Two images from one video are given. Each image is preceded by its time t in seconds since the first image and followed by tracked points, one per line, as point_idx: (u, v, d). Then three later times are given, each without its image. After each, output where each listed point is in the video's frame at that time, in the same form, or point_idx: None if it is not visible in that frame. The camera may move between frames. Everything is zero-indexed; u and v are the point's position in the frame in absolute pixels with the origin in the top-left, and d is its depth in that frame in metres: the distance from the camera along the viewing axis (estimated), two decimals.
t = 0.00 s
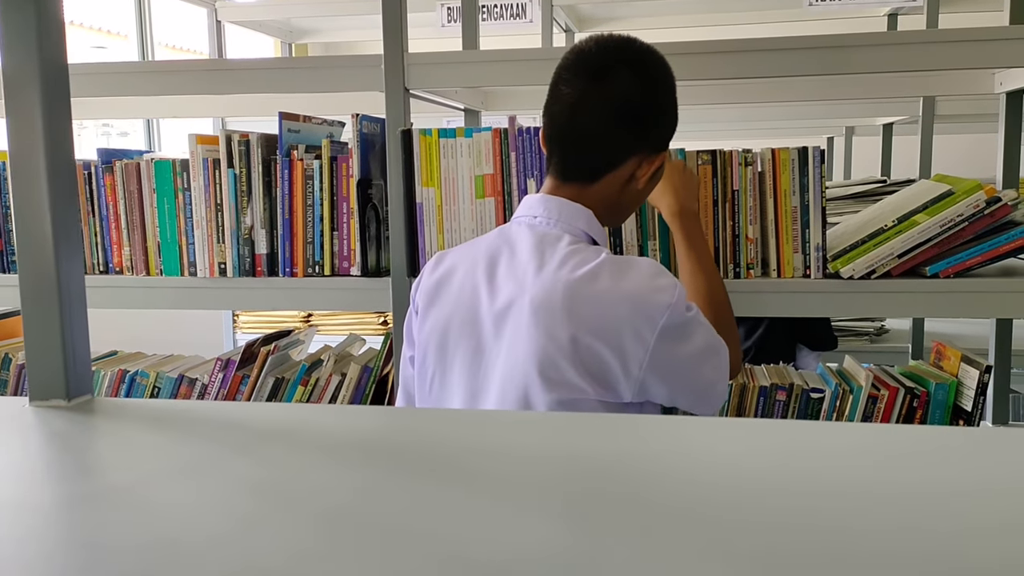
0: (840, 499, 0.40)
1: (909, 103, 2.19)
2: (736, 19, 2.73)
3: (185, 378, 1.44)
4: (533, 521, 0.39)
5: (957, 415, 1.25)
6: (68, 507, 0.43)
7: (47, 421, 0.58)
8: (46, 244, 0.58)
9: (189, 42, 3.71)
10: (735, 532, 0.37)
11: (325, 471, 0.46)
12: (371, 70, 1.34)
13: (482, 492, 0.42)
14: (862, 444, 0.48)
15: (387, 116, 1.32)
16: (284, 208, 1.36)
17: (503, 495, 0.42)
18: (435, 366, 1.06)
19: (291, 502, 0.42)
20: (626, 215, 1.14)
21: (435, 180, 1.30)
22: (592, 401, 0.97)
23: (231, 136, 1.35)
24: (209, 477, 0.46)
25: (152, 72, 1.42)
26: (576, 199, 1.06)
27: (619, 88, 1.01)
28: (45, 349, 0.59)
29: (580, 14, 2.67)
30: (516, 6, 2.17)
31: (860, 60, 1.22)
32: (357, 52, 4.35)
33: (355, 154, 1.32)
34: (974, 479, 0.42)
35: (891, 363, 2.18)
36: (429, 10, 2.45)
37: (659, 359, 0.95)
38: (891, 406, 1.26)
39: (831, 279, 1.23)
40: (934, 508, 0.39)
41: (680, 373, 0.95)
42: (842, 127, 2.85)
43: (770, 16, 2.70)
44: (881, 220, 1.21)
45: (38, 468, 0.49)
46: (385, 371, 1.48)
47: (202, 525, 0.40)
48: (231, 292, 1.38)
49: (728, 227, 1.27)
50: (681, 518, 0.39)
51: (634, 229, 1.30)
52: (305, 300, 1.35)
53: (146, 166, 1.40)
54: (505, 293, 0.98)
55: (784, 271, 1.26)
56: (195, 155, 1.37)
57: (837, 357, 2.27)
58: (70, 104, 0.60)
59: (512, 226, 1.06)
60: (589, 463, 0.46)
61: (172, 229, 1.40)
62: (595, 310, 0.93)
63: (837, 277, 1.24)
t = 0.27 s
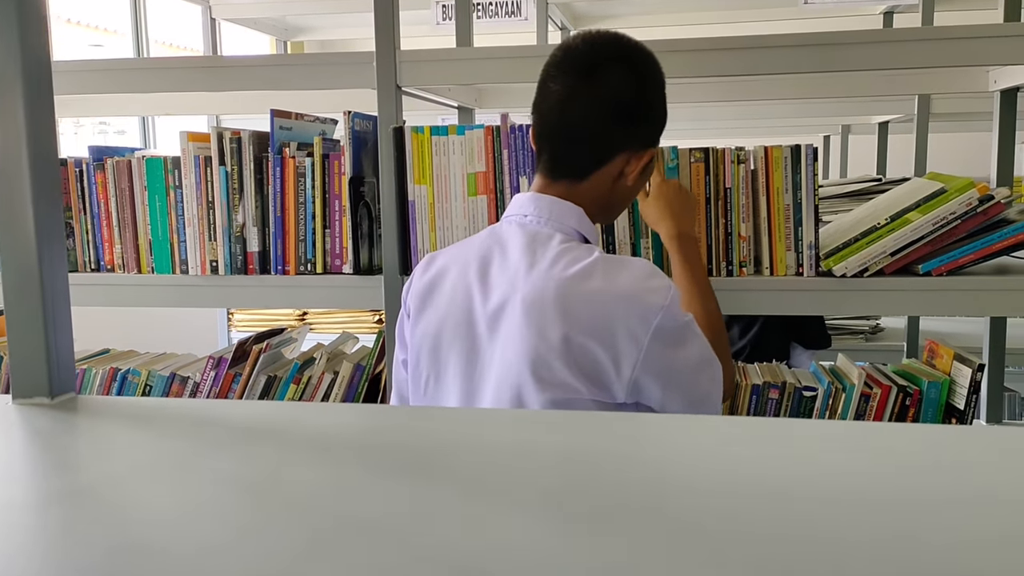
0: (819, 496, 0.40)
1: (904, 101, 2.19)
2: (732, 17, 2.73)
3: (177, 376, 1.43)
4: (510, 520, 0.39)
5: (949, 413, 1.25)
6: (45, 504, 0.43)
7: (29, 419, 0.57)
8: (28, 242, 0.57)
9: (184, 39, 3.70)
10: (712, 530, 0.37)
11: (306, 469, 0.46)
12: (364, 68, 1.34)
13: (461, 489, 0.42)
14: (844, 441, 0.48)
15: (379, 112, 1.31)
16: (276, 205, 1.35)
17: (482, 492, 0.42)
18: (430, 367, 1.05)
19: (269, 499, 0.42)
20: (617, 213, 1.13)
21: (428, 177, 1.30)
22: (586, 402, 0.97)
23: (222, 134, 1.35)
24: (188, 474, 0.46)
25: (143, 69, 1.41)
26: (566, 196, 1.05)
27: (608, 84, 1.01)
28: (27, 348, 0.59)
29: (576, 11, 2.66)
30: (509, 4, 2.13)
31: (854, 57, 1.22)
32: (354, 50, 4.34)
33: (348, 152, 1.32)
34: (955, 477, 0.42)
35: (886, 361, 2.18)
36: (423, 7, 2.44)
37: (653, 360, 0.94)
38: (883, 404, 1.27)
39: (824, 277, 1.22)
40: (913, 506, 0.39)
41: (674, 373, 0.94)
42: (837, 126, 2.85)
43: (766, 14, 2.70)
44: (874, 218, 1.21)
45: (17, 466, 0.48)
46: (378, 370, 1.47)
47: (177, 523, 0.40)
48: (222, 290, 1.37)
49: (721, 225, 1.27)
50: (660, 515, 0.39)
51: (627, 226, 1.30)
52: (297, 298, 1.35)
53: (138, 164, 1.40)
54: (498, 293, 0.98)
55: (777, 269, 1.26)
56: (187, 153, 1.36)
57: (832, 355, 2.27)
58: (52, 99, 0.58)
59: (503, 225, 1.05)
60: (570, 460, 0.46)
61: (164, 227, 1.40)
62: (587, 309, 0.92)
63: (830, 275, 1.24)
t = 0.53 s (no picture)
0: (808, 496, 0.40)
1: (904, 100, 2.19)
2: (732, 16, 2.73)
3: (173, 375, 1.43)
4: (496, 519, 0.39)
5: (948, 412, 1.25)
6: (32, 500, 0.43)
7: (21, 417, 0.57)
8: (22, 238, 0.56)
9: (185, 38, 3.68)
10: (698, 529, 0.37)
11: (297, 468, 0.46)
12: (361, 66, 1.33)
13: (448, 488, 0.42)
14: (837, 440, 0.47)
15: (376, 112, 1.32)
16: (273, 203, 1.35)
17: (469, 491, 0.41)
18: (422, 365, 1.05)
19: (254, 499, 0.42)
20: (613, 212, 1.13)
21: (425, 175, 1.30)
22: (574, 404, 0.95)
23: (219, 132, 1.34)
24: (174, 471, 0.46)
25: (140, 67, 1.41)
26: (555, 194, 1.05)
27: (595, 83, 1.00)
28: (20, 345, 0.58)
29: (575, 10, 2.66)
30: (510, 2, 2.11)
31: (852, 55, 1.21)
32: (353, 48, 4.34)
33: (345, 150, 1.32)
34: (947, 477, 0.42)
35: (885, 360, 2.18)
36: (423, 6, 2.44)
37: (641, 363, 0.91)
38: (881, 403, 1.26)
39: (822, 276, 1.22)
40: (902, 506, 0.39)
41: (660, 378, 0.91)
42: (838, 124, 2.84)
43: (767, 13, 2.69)
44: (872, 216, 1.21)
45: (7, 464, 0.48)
46: (375, 368, 1.46)
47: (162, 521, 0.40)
48: (220, 288, 1.37)
49: (718, 223, 1.27)
50: (647, 515, 0.38)
51: (625, 224, 1.28)
52: (294, 296, 1.34)
53: (135, 162, 1.40)
54: (490, 290, 0.98)
55: (775, 267, 1.25)
56: (184, 151, 1.36)
57: (831, 354, 2.26)
58: (46, 93, 0.58)
59: (498, 225, 1.05)
60: (561, 458, 0.45)
61: (161, 225, 1.39)
62: (575, 307, 0.91)
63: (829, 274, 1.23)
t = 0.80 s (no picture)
0: (798, 495, 0.40)
1: (900, 100, 2.19)
2: (729, 16, 2.73)
3: (170, 374, 1.43)
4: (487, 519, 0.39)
5: (943, 411, 1.25)
6: (29, 499, 0.43)
7: (17, 415, 0.57)
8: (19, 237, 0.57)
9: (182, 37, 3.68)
10: (687, 528, 0.37)
11: (291, 467, 0.46)
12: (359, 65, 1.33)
13: (440, 487, 0.42)
14: (829, 440, 0.47)
15: (373, 110, 1.32)
16: (270, 203, 1.35)
17: (460, 490, 0.42)
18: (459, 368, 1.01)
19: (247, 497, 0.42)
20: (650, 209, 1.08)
21: (422, 175, 1.30)
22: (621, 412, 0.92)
23: (217, 131, 1.34)
24: (170, 469, 0.46)
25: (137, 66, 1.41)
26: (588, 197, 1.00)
27: (622, 82, 0.96)
28: (17, 344, 0.58)
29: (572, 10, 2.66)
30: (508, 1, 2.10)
31: (848, 56, 1.21)
32: (351, 48, 4.34)
33: (342, 149, 1.32)
34: (937, 477, 0.42)
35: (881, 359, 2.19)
36: (421, 5, 2.44)
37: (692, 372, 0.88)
38: (877, 403, 1.27)
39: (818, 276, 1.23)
40: (891, 506, 0.39)
41: (710, 388, 0.88)
42: (835, 125, 2.85)
43: (764, 13, 2.70)
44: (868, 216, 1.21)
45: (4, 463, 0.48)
46: (372, 367, 1.47)
47: (152, 521, 0.40)
48: (217, 287, 1.37)
49: (716, 223, 1.27)
50: (637, 514, 0.39)
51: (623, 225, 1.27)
52: (291, 295, 1.35)
53: (132, 161, 1.40)
54: (534, 293, 0.94)
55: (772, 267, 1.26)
56: (181, 150, 1.36)
57: (828, 354, 2.27)
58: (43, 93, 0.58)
59: (534, 224, 1.01)
60: (554, 457, 0.46)
61: (158, 224, 1.39)
62: (625, 313, 0.88)
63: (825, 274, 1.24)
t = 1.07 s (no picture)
0: (768, 492, 0.40)
1: (889, 99, 2.20)
2: (720, 13, 2.73)
3: (157, 370, 1.43)
4: (461, 519, 0.39)
5: (927, 409, 1.26)
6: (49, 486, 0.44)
7: None
8: None
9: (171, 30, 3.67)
10: (661, 529, 0.37)
11: (265, 461, 0.46)
12: (347, 60, 1.32)
13: (416, 485, 0.42)
14: (805, 437, 0.48)
15: (362, 106, 1.31)
16: (257, 198, 1.35)
17: (437, 489, 0.42)
18: (504, 364, 0.97)
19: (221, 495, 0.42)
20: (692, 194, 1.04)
21: (409, 171, 1.29)
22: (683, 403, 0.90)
23: (204, 126, 1.34)
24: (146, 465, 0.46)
25: (123, 59, 1.40)
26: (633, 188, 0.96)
27: (660, 67, 0.91)
28: None
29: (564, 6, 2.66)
30: None
31: (835, 54, 1.21)
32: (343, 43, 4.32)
33: (329, 144, 1.31)
34: (913, 476, 0.42)
35: (869, 356, 2.20)
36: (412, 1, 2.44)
37: (756, 363, 0.86)
38: (862, 400, 1.28)
39: (804, 274, 1.23)
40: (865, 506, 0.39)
41: (774, 376, 0.87)
42: (824, 122, 2.86)
43: (754, 10, 2.70)
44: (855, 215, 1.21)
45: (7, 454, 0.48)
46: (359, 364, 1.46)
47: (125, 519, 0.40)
48: (203, 282, 1.37)
49: (702, 220, 1.27)
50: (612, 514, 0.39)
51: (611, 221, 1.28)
52: (279, 291, 1.35)
53: (119, 155, 1.39)
54: (588, 287, 0.91)
55: (758, 265, 1.27)
56: (168, 145, 1.35)
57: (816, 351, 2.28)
58: (22, 86, 0.58)
59: (578, 216, 0.97)
60: (531, 454, 0.46)
61: (144, 219, 1.39)
62: (689, 304, 0.85)
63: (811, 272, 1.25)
